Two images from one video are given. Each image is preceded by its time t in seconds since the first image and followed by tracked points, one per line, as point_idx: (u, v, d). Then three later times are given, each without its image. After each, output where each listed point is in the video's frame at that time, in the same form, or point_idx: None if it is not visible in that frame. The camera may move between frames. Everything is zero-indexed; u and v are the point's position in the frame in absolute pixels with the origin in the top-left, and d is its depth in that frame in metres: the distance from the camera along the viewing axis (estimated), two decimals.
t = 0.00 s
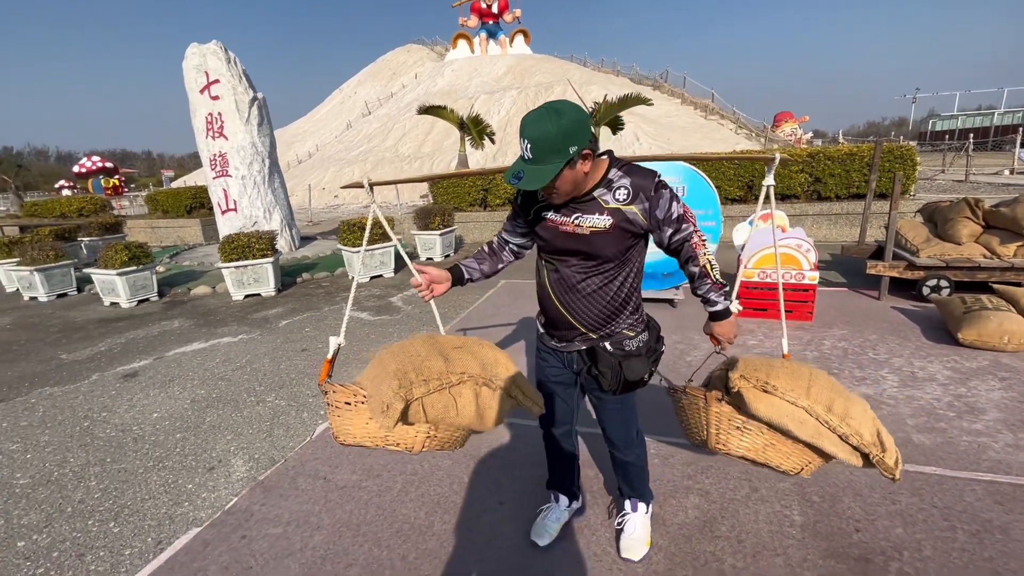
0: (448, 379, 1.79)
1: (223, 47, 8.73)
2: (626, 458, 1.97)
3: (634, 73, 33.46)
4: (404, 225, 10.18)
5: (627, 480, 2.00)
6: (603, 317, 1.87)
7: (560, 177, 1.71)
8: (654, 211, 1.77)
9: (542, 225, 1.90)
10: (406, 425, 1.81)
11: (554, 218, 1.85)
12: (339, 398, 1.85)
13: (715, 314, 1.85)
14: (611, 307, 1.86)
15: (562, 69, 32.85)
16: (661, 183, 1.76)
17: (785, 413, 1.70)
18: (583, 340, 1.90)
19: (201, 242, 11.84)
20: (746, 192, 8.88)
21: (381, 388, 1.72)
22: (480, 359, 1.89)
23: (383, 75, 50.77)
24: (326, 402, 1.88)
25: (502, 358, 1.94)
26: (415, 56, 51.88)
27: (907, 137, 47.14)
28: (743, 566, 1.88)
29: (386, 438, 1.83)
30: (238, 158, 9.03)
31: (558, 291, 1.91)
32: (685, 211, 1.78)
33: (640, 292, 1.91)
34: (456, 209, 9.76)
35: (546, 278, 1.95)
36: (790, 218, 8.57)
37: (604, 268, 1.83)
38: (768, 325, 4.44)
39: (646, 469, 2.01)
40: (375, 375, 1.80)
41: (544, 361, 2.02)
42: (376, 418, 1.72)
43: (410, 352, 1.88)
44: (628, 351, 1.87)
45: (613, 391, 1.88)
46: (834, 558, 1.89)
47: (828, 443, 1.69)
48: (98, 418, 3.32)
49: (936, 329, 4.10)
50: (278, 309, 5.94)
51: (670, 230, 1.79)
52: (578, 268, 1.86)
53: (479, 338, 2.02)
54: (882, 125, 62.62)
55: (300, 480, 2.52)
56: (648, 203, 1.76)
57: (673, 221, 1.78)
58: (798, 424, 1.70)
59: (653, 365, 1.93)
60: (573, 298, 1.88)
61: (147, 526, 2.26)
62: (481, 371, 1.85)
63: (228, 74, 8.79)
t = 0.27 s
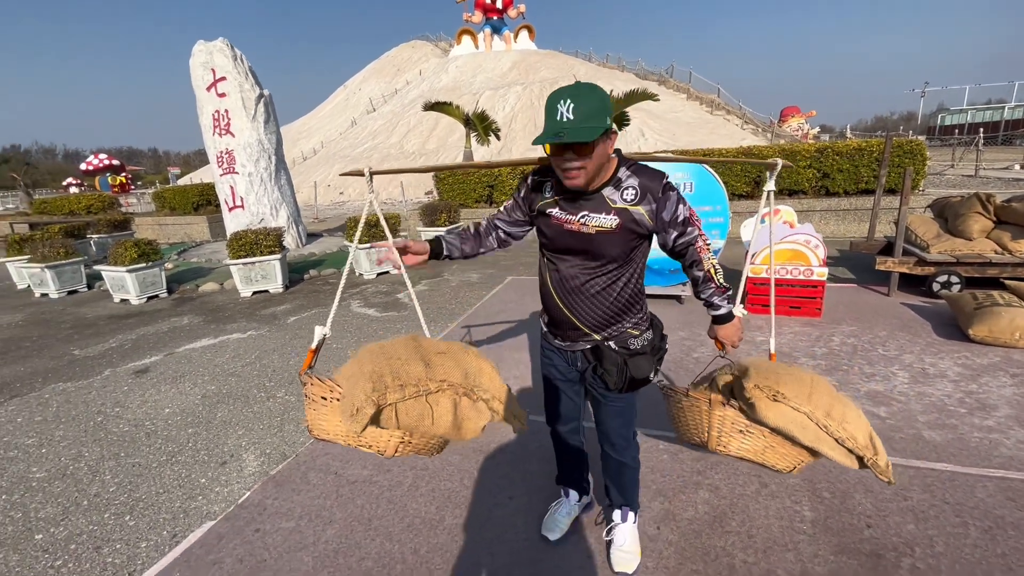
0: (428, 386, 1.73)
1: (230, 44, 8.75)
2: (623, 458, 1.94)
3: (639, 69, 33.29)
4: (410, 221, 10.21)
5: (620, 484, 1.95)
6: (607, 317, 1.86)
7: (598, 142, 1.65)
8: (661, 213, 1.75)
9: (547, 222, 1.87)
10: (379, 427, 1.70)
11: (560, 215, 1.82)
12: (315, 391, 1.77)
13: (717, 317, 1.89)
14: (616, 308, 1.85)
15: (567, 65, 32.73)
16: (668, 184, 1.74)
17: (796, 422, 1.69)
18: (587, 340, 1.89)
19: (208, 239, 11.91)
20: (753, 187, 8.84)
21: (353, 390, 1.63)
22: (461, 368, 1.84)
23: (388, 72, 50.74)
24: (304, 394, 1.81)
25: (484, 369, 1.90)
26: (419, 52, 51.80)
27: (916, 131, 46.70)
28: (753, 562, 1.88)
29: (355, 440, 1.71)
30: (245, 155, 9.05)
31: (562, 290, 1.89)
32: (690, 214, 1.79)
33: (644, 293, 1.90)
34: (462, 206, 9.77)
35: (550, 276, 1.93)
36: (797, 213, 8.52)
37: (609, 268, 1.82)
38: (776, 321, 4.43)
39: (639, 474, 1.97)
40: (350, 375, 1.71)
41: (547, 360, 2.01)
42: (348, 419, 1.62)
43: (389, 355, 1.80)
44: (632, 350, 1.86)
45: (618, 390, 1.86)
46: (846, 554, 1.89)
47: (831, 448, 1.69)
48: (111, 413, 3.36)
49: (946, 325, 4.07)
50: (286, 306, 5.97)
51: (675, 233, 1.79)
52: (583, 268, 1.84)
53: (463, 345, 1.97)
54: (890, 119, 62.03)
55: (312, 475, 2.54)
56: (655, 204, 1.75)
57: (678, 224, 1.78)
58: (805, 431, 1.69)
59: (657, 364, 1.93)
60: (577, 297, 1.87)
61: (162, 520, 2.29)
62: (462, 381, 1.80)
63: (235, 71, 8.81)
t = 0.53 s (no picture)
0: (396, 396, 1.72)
1: (233, 41, 8.76)
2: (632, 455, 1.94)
3: (642, 65, 33.15)
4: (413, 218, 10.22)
5: (630, 479, 1.96)
6: (624, 310, 1.87)
7: (629, 118, 1.68)
8: (677, 204, 1.78)
9: (562, 214, 1.86)
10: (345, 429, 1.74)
11: (576, 206, 1.82)
12: (294, 381, 1.78)
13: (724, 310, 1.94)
14: (632, 300, 1.86)
15: (570, 61, 32.63)
16: (684, 176, 1.78)
17: (812, 404, 1.84)
18: (604, 335, 1.89)
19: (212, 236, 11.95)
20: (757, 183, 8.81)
21: (320, 392, 1.62)
22: (437, 377, 1.81)
23: (390, 68, 50.64)
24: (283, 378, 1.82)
25: (464, 377, 1.86)
26: (421, 48, 51.69)
27: (921, 127, 46.41)
28: (759, 556, 1.89)
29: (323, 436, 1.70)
30: (249, 152, 9.07)
31: (578, 282, 1.89)
32: (703, 207, 1.83)
33: (659, 286, 1.92)
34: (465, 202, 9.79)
35: (564, 270, 1.92)
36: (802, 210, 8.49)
37: (626, 260, 1.83)
38: (780, 317, 4.42)
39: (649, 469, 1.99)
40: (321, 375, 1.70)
41: (561, 356, 2.00)
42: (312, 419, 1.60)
43: (364, 356, 1.77)
44: (649, 345, 1.88)
45: (635, 388, 1.86)
46: (851, 548, 1.90)
47: (838, 426, 1.84)
48: (119, 408, 3.39)
49: (952, 321, 4.06)
50: (291, 302, 5.99)
51: (688, 225, 1.83)
52: (600, 260, 1.84)
53: (447, 351, 1.93)
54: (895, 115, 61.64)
55: (319, 470, 2.56)
56: (672, 195, 1.77)
57: (692, 216, 1.82)
58: (818, 412, 1.84)
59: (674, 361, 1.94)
60: (594, 290, 1.86)
61: (171, 513, 2.31)
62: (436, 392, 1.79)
63: (238, 68, 8.82)
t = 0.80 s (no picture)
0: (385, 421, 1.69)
1: (233, 38, 8.74)
2: (631, 447, 1.96)
3: (642, 61, 33.08)
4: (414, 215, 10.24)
5: (630, 474, 1.98)
6: (625, 304, 1.88)
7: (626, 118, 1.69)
8: (670, 196, 1.82)
9: (558, 212, 1.84)
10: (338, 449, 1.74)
11: (573, 203, 1.81)
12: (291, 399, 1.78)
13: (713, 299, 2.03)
14: (633, 293, 1.88)
15: (571, 58, 32.55)
16: (674, 169, 1.83)
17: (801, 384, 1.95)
18: (607, 330, 1.89)
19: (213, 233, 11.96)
20: (758, 180, 8.81)
21: (309, 417, 1.62)
22: (431, 399, 1.73)
23: (390, 65, 50.50)
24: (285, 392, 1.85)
25: (459, 398, 1.75)
26: (422, 45, 51.58)
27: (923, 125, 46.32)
28: (760, 550, 1.91)
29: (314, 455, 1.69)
30: (250, 149, 9.06)
31: (579, 280, 1.87)
32: (691, 199, 1.89)
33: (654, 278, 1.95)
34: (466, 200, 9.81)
35: (563, 268, 1.90)
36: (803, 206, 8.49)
37: (626, 254, 1.84)
38: (781, 314, 4.43)
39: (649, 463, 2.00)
40: (312, 398, 1.68)
41: (562, 355, 1.98)
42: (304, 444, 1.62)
43: (356, 377, 1.72)
44: (649, 337, 1.90)
45: (635, 380, 1.87)
46: (851, 543, 1.91)
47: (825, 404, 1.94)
48: (122, 405, 3.40)
49: (952, 318, 4.07)
50: (292, 299, 6.01)
51: (680, 217, 1.88)
52: (600, 255, 1.84)
53: (442, 368, 1.81)
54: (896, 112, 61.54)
55: (322, 466, 2.57)
56: (665, 188, 1.81)
57: (682, 209, 1.87)
58: (806, 391, 1.95)
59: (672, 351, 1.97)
60: (595, 286, 1.86)
61: (176, 508, 2.33)
62: (429, 415, 1.72)
63: (239, 65, 8.80)
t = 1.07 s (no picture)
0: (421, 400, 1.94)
1: (232, 35, 8.73)
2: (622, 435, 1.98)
3: (642, 59, 33.02)
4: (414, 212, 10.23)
5: (627, 466, 1.99)
6: (609, 295, 1.90)
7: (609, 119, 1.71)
8: (649, 188, 1.86)
9: (542, 207, 1.84)
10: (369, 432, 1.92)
11: (557, 198, 1.81)
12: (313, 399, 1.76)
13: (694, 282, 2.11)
14: (616, 284, 1.90)
15: (570, 55, 32.48)
16: (651, 161, 1.87)
17: (778, 366, 2.35)
18: (592, 321, 1.90)
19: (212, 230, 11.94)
20: (757, 178, 8.82)
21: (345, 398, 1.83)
22: (454, 376, 2.04)
23: (388, 62, 50.35)
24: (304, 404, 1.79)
25: (479, 375, 2.07)
26: (421, 42, 51.44)
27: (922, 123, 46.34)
28: (759, 544, 1.92)
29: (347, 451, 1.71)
30: (249, 146, 9.05)
31: (563, 273, 1.88)
32: (669, 189, 1.94)
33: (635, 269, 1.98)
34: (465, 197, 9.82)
35: (548, 262, 1.90)
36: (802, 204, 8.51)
37: (609, 246, 1.86)
38: (780, 311, 4.45)
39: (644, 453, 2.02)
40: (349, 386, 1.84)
41: (549, 348, 1.99)
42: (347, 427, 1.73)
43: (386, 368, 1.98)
44: (632, 325, 1.93)
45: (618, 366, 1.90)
46: (850, 538, 1.92)
47: (798, 381, 2.33)
48: (124, 401, 3.41)
49: (950, 315, 4.09)
50: (292, 296, 6.01)
51: (659, 207, 1.93)
52: (584, 248, 1.85)
53: (460, 349, 2.14)
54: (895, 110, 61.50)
55: (324, 461, 2.58)
56: (644, 180, 1.85)
57: (661, 199, 1.93)
58: (784, 372, 2.34)
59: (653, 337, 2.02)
60: (580, 279, 1.87)
61: (178, 503, 2.34)
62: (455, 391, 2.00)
63: (238, 62, 8.78)
